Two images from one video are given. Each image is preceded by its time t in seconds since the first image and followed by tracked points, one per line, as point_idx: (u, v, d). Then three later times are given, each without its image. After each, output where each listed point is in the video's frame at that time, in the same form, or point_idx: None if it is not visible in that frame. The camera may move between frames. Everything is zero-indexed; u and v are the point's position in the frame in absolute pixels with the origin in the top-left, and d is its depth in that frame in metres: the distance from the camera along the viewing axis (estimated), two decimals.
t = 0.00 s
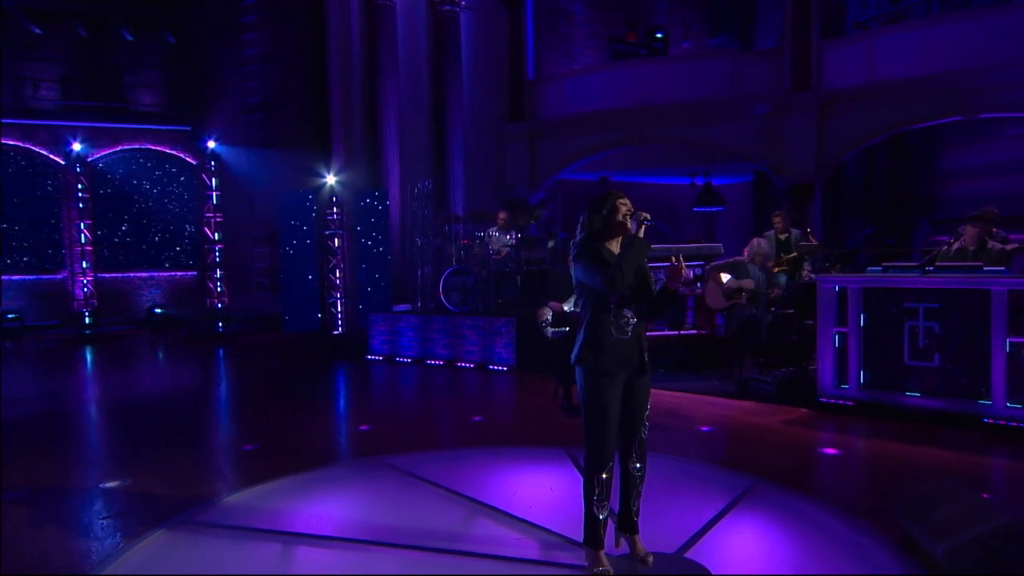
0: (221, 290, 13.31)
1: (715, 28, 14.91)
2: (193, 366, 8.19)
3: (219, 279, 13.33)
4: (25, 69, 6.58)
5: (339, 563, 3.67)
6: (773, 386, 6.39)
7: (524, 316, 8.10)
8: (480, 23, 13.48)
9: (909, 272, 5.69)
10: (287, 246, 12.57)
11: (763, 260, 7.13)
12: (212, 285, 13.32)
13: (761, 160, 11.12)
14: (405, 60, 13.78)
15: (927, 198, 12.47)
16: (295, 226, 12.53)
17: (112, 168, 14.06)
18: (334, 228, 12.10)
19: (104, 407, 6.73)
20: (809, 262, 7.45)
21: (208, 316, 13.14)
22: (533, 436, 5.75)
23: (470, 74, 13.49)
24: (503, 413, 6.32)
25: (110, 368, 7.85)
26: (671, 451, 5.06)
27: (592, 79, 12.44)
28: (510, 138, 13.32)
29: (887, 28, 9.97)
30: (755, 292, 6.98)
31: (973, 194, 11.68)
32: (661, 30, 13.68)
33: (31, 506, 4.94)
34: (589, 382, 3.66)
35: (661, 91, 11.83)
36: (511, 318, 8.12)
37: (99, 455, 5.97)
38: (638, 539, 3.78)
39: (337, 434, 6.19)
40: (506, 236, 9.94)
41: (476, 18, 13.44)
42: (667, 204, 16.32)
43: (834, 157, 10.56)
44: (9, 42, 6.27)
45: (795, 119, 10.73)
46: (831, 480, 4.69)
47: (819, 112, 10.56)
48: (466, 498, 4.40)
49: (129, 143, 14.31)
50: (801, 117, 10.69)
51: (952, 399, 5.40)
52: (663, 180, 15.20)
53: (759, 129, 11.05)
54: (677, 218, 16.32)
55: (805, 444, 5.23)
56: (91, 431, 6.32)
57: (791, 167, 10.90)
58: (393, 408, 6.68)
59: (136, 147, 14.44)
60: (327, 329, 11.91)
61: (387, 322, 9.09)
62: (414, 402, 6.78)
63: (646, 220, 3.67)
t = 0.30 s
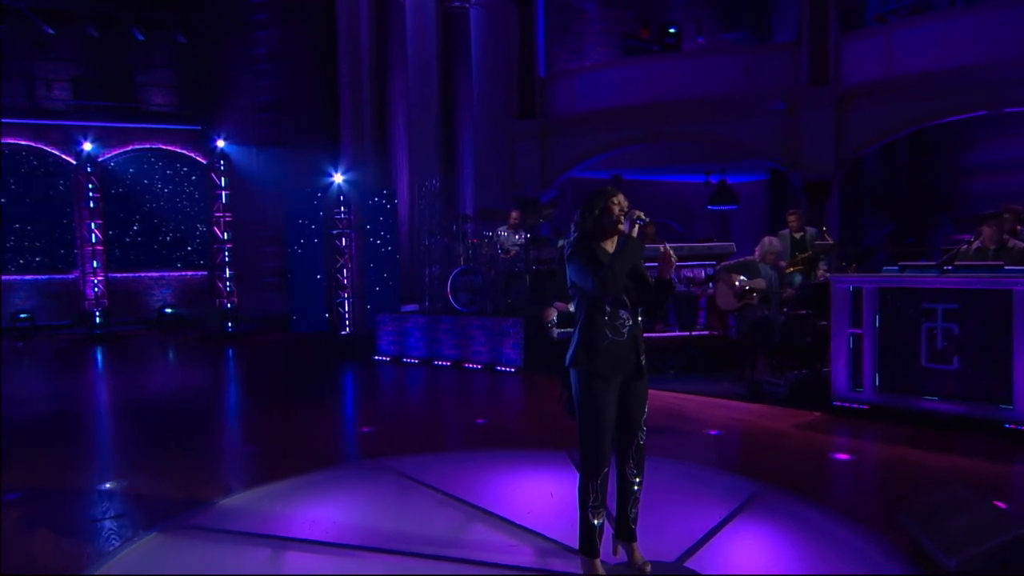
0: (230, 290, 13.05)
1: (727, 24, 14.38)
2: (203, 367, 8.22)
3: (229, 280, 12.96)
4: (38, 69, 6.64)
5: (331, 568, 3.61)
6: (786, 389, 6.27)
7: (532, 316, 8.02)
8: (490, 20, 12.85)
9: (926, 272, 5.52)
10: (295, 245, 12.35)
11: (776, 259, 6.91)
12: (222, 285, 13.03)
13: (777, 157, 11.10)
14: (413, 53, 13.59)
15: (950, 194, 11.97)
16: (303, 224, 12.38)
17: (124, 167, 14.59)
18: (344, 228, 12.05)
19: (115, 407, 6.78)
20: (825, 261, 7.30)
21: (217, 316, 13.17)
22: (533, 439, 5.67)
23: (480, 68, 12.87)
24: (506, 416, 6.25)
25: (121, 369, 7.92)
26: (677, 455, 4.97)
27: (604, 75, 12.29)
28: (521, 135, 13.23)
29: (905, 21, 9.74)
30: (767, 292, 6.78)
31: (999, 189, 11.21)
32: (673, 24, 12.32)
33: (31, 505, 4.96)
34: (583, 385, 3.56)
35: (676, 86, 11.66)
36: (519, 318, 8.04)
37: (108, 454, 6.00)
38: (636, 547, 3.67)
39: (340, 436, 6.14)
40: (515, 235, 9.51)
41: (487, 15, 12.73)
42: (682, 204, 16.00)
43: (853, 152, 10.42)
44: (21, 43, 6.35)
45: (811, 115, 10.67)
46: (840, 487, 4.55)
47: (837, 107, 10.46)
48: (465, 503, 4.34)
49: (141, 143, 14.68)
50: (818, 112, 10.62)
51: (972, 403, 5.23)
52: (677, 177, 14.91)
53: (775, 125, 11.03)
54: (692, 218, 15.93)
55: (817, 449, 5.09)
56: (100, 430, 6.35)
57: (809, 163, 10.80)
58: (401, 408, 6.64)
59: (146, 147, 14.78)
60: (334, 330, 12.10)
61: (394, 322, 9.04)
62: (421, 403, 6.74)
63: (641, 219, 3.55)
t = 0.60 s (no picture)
0: (242, 291, 13.17)
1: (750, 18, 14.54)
2: (218, 367, 8.26)
3: (241, 279, 13.14)
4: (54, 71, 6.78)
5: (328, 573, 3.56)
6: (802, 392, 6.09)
7: (543, 317, 7.93)
8: (505, 16, 12.43)
9: (948, 272, 5.36)
10: (306, 245, 12.99)
11: (790, 259, 6.78)
12: (235, 285, 13.30)
13: (797, 155, 10.61)
14: (425, 50, 12.36)
15: (978, 193, 11.53)
16: (314, 224, 13.01)
17: (139, 167, 15.39)
18: (355, 227, 11.85)
19: (130, 406, 6.82)
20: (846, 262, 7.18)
21: (231, 316, 13.05)
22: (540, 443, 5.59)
23: (493, 66, 12.43)
24: (515, 419, 6.17)
25: (136, 370, 7.99)
26: (685, 460, 4.86)
27: (618, 74, 11.90)
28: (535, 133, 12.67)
29: (930, 14, 9.33)
30: (783, 293, 6.72)
31: None
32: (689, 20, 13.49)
33: (34, 505, 4.98)
34: (583, 389, 3.45)
35: (691, 82, 11.27)
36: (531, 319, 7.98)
37: (122, 454, 6.03)
38: (639, 556, 3.53)
39: (345, 439, 6.12)
40: (527, 235, 9.37)
41: (501, 11, 12.35)
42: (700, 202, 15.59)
43: (873, 149, 9.95)
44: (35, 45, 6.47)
45: (829, 113, 10.23)
46: (856, 493, 4.42)
47: (859, 104, 9.97)
48: (467, 508, 4.27)
49: (156, 143, 15.34)
50: (838, 109, 10.13)
51: (996, 408, 5.05)
52: (694, 177, 14.56)
53: (794, 124, 10.58)
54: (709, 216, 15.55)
55: (833, 454, 4.95)
56: (116, 430, 6.39)
57: (827, 162, 10.34)
58: (412, 410, 6.60)
59: (162, 147, 15.42)
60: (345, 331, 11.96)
61: (405, 323, 9.01)
62: (432, 405, 6.69)
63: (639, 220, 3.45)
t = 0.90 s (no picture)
0: (254, 291, 13.36)
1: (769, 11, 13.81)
2: (229, 367, 8.28)
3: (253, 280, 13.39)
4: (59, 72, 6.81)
5: None
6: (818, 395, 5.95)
7: (554, 318, 7.81)
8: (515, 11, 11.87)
9: (969, 272, 5.20)
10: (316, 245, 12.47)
11: (803, 258, 6.63)
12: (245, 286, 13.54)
13: (815, 152, 9.78)
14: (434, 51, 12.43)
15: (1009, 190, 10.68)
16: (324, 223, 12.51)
17: (150, 167, 15.82)
18: (364, 228, 11.85)
19: (141, 407, 6.82)
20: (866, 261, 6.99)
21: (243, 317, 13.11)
22: (546, 446, 5.49)
23: (503, 61, 11.87)
24: (522, 422, 6.07)
25: (147, 370, 8.00)
26: (694, 465, 4.73)
27: (632, 69, 11.25)
28: (546, 132, 11.94)
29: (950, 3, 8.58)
30: (796, 292, 6.58)
31: None
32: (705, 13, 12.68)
33: (35, 506, 4.99)
34: (580, 393, 3.31)
35: (711, 73, 10.49)
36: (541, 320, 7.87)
37: (134, 454, 6.03)
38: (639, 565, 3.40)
39: (350, 440, 6.08)
40: (538, 235, 9.17)
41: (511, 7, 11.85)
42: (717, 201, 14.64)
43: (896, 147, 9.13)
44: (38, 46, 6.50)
45: (851, 108, 9.36)
46: (871, 499, 4.26)
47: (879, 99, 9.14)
48: (467, 513, 4.19)
49: (168, 144, 15.80)
50: (857, 105, 9.31)
51: (1018, 412, 4.88)
52: (710, 175, 13.86)
53: (815, 121, 9.72)
54: (725, 215, 14.60)
55: (848, 460, 4.79)
56: (127, 431, 6.39)
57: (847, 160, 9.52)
58: (420, 412, 6.52)
59: (174, 147, 15.87)
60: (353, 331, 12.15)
61: (414, 323, 8.94)
62: (443, 405, 6.65)
63: (636, 219, 3.34)
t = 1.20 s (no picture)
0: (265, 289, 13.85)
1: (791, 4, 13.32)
2: (241, 367, 8.25)
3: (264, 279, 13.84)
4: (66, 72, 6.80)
5: None
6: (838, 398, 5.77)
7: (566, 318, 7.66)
8: None
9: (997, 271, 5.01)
10: (329, 243, 13.08)
11: (823, 258, 6.46)
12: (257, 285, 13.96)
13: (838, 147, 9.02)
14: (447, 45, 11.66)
15: None
16: (335, 221, 13.04)
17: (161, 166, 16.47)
18: (375, 226, 12.26)
19: (153, 407, 6.80)
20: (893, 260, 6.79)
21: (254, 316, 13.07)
22: (552, 449, 5.36)
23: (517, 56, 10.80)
24: (531, 424, 5.95)
25: (159, 369, 7.99)
26: (710, 471, 4.57)
27: (653, 62, 10.21)
28: (562, 128, 10.80)
29: None
30: (816, 292, 6.34)
31: None
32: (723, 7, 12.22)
33: (36, 507, 4.97)
34: (580, 397, 3.09)
35: (728, 68, 9.64)
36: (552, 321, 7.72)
37: (146, 453, 6.02)
38: None
39: (355, 441, 6.00)
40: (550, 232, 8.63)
41: None
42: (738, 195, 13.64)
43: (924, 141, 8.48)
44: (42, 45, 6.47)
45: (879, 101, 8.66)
46: (893, 509, 4.06)
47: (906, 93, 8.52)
48: (468, 518, 4.07)
49: (181, 142, 16.46)
50: (884, 98, 8.63)
51: None
52: (731, 170, 12.98)
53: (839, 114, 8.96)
54: (747, 212, 13.67)
55: (868, 467, 4.59)
56: (139, 430, 6.37)
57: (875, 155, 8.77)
58: (430, 414, 6.41)
59: (187, 146, 16.56)
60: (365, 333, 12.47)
61: (425, 323, 8.86)
62: (453, 406, 6.54)
63: (638, 216, 3.12)
